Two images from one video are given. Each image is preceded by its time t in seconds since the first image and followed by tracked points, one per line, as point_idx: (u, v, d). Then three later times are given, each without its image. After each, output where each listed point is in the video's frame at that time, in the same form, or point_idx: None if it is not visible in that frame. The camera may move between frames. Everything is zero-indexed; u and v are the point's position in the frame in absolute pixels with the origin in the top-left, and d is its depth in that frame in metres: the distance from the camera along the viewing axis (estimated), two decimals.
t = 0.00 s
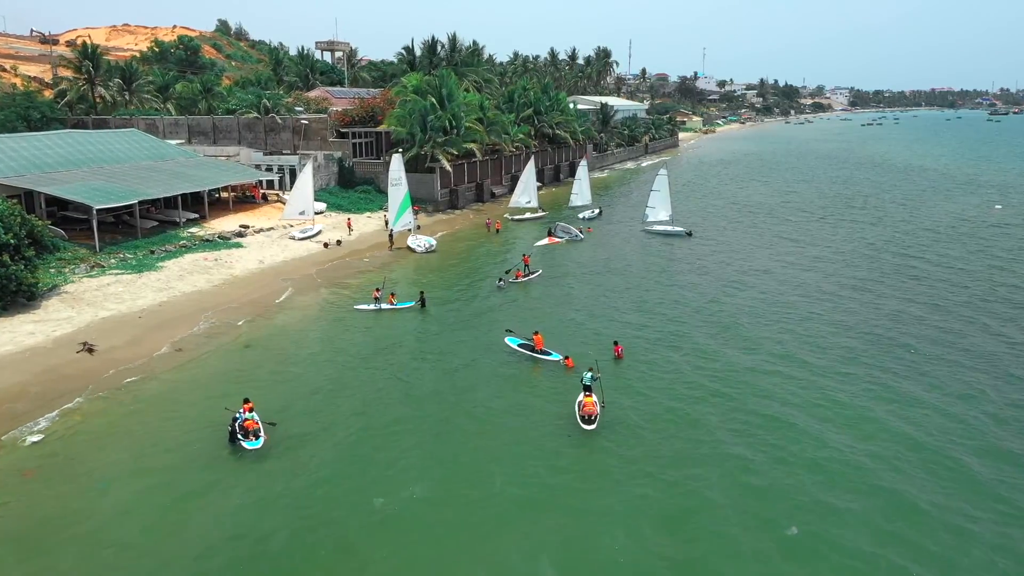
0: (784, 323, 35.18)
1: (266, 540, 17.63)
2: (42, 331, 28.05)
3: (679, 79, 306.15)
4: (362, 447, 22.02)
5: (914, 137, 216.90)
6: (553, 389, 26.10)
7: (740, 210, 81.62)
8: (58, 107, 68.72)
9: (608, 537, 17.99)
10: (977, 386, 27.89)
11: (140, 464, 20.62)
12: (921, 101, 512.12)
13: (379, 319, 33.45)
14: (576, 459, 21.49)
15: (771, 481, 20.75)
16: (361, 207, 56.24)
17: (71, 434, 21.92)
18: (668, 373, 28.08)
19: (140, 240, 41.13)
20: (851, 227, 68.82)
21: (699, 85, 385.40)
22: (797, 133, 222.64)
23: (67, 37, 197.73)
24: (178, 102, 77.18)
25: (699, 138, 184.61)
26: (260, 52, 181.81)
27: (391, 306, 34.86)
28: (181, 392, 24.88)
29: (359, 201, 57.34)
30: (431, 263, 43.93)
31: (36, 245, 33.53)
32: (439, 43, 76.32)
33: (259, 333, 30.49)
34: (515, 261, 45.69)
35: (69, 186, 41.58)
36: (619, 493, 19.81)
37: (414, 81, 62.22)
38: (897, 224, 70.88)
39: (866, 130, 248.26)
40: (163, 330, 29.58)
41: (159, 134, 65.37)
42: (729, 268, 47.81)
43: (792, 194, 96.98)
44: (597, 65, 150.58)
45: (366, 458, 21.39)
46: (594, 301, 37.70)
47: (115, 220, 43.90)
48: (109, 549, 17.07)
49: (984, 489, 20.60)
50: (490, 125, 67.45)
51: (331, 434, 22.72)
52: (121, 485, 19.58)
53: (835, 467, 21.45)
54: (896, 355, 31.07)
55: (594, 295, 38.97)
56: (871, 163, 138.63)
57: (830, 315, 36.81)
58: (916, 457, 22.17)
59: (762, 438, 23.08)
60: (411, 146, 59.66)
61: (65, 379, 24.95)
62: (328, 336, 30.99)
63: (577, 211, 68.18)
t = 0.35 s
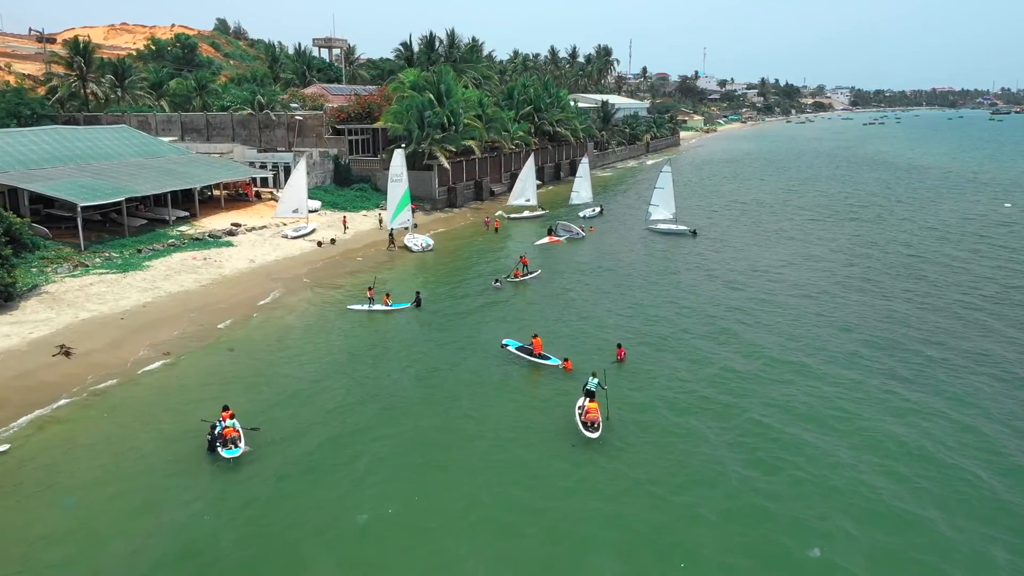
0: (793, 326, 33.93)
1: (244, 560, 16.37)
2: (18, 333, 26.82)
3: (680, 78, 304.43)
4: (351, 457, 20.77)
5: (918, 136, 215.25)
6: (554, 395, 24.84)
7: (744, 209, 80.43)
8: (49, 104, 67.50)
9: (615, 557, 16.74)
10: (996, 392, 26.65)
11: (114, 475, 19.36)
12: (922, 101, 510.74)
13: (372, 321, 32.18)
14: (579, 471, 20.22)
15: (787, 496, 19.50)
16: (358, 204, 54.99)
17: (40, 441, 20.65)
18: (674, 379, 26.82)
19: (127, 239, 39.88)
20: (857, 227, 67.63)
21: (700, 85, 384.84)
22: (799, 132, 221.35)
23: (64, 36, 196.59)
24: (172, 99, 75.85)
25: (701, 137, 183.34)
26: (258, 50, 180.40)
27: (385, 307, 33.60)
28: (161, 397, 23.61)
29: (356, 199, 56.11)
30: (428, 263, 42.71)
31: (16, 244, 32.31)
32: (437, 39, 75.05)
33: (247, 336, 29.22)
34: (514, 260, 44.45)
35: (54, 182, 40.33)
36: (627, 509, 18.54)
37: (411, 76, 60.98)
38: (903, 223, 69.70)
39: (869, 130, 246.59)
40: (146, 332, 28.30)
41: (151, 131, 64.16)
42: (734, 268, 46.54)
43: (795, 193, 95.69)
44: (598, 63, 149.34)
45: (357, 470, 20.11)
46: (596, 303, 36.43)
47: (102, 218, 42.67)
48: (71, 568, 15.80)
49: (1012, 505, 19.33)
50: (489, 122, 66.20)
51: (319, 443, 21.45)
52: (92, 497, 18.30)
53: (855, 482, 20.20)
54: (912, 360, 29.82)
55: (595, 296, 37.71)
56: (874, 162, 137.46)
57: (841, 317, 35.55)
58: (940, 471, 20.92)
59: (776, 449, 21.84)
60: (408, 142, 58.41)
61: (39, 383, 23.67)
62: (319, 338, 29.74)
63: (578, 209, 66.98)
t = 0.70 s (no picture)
0: (803, 328, 32.62)
1: None
2: None
3: (680, 77, 302.82)
4: (339, 470, 19.42)
5: (921, 135, 213.75)
6: (555, 402, 23.49)
7: (748, 208, 79.14)
8: (40, 100, 66.14)
9: None
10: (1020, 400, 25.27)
11: (84, 488, 17.97)
12: (923, 100, 509.04)
13: (364, 323, 30.82)
14: (582, 486, 18.87)
15: (807, 515, 18.15)
16: (353, 203, 53.68)
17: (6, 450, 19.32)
18: (681, 385, 25.48)
19: (114, 237, 38.57)
20: (864, 226, 66.26)
21: (701, 84, 383.30)
22: (800, 131, 219.84)
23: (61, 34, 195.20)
24: (165, 96, 74.44)
25: (702, 135, 181.86)
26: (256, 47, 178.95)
27: (379, 309, 32.24)
28: (138, 404, 22.27)
29: (351, 197, 54.79)
30: (425, 263, 41.40)
31: None
32: (435, 35, 73.71)
33: (233, 339, 27.85)
34: (514, 260, 43.13)
35: (38, 179, 39.03)
36: (635, 529, 17.22)
37: (408, 72, 59.65)
38: (911, 223, 68.30)
39: (871, 129, 245.10)
40: (127, 335, 26.94)
41: (143, 128, 62.81)
42: (740, 268, 45.21)
43: (799, 192, 94.38)
44: (599, 61, 147.93)
45: (344, 485, 18.76)
46: (598, 304, 35.10)
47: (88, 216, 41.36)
48: None
49: None
50: (488, 118, 64.87)
51: (305, 455, 20.09)
52: (57, 514, 16.90)
53: (879, 499, 18.86)
54: (930, 364, 28.48)
55: (597, 297, 36.38)
56: (878, 160, 136.04)
57: (853, 319, 34.22)
58: (969, 486, 19.59)
59: (792, 461, 20.50)
60: (405, 139, 57.08)
61: (9, 389, 22.35)
62: (308, 340, 28.40)
63: (579, 208, 65.64)
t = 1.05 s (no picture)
0: (816, 328, 31.13)
1: None
2: None
3: (682, 75, 300.85)
4: (321, 485, 18.01)
5: (927, 134, 211.77)
6: (557, 411, 22.06)
7: (752, 207, 77.70)
8: (29, 97, 64.72)
9: None
10: None
11: (48, 506, 16.59)
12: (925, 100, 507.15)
13: (356, 326, 29.40)
14: (582, 501, 17.50)
15: (834, 534, 16.69)
16: (349, 201, 52.30)
17: None
18: (690, 390, 24.02)
19: (98, 236, 37.22)
20: (871, 225, 64.78)
21: (702, 84, 381.81)
22: (803, 130, 218.15)
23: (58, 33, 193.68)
24: (159, 93, 73.14)
25: (704, 135, 180.29)
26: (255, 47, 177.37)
27: (372, 310, 30.86)
28: (112, 411, 20.93)
29: (347, 195, 53.41)
30: (421, 262, 40.01)
31: None
32: (433, 31, 72.24)
33: (217, 342, 26.48)
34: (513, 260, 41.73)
35: (20, 176, 37.69)
36: (645, 551, 15.78)
37: (405, 67, 58.19)
38: (920, 221, 66.82)
39: (877, 127, 242.98)
40: (105, 339, 25.58)
41: (135, 125, 61.41)
42: (747, 268, 43.74)
43: (804, 191, 92.83)
44: (600, 59, 146.42)
45: (328, 503, 17.31)
46: (601, 305, 33.69)
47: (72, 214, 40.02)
48: None
49: None
50: (487, 115, 63.40)
51: (290, 470, 18.63)
52: (16, 538, 15.50)
53: (908, 513, 17.41)
54: (949, 365, 27.05)
55: (600, 298, 34.95)
56: (882, 160, 134.49)
57: (868, 318, 32.73)
58: (1005, 498, 18.12)
59: (813, 474, 19.02)
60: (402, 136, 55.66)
61: None
62: (297, 343, 27.01)
63: (580, 206, 64.22)
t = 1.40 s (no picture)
0: (830, 330, 29.69)
1: None
2: None
3: (683, 75, 299.57)
4: (299, 503, 16.60)
5: (930, 133, 210.39)
6: (558, 421, 20.63)
7: (757, 206, 76.30)
8: (18, 94, 63.32)
9: None
10: None
11: None
12: (925, 100, 505.47)
13: (346, 328, 27.97)
14: (582, 523, 16.08)
15: (860, 559, 15.22)
16: (343, 199, 50.90)
17: None
18: (699, 398, 22.58)
19: (81, 235, 35.84)
20: (879, 224, 63.32)
21: (703, 83, 380.68)
22: (805, 130, 216.62)
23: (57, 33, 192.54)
24: (151, 90, 71.65)
25: (706, 134, 178.79)
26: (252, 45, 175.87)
27: (363, 312, 29.44)
28: (80, 421, 19.52)
29: (342, 193, 52.01)
30: (416, 262, 38.61)
31: None
32: (431, 26, 70.78)
33: (198, 346, 25.05)
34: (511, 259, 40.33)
35: None
36: None
37: (402, 62, 56.70)
38: (929, 220, 65.32)
39: (879, 126, 241.60)
40: (79, 343, 24.16)
41: (125, 122, 60.02)
42: (754, 268, 42.32)
43: (808, 190, 91.43)
44: (601, 58, 145.11)
45: (311, 524, 15.86)
46: (603, 306, 32.27)
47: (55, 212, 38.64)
48: None
49: None
50: (485, 112, 61.93)
51: (270, 487, 17.18)
52: None
53: (937, 537, 15.98)
54: (971, 370, 25.60)
55: (602, 299, 33.52)
56: (886, 159, 133.03)
57: (883, 320, 31.29)
58: None
59: (834, 492, 17.56)
60: (399, 133, 54.21)
61: None
62: (284, 347, 25.59)
63: (582, 205, 62.82)
